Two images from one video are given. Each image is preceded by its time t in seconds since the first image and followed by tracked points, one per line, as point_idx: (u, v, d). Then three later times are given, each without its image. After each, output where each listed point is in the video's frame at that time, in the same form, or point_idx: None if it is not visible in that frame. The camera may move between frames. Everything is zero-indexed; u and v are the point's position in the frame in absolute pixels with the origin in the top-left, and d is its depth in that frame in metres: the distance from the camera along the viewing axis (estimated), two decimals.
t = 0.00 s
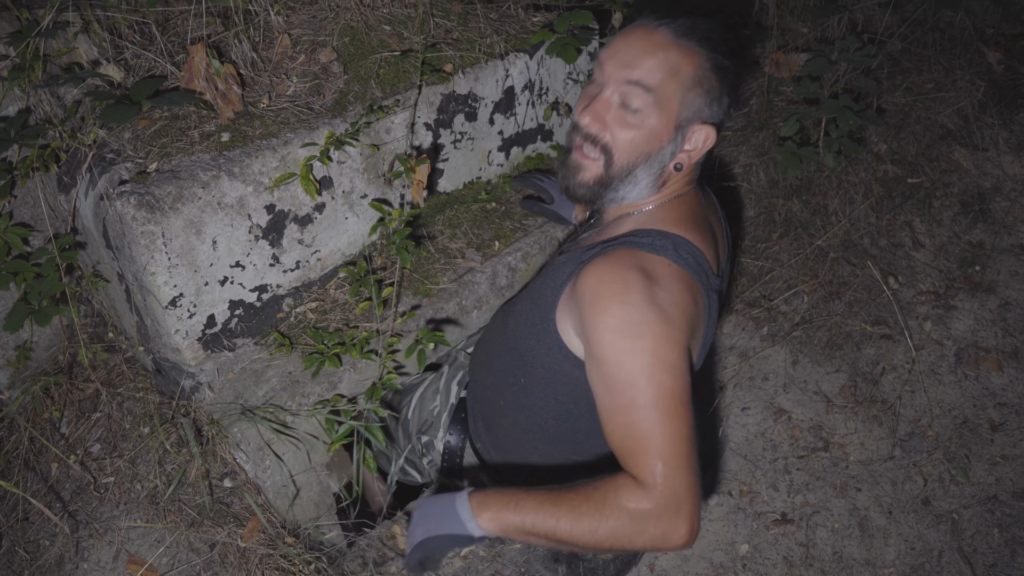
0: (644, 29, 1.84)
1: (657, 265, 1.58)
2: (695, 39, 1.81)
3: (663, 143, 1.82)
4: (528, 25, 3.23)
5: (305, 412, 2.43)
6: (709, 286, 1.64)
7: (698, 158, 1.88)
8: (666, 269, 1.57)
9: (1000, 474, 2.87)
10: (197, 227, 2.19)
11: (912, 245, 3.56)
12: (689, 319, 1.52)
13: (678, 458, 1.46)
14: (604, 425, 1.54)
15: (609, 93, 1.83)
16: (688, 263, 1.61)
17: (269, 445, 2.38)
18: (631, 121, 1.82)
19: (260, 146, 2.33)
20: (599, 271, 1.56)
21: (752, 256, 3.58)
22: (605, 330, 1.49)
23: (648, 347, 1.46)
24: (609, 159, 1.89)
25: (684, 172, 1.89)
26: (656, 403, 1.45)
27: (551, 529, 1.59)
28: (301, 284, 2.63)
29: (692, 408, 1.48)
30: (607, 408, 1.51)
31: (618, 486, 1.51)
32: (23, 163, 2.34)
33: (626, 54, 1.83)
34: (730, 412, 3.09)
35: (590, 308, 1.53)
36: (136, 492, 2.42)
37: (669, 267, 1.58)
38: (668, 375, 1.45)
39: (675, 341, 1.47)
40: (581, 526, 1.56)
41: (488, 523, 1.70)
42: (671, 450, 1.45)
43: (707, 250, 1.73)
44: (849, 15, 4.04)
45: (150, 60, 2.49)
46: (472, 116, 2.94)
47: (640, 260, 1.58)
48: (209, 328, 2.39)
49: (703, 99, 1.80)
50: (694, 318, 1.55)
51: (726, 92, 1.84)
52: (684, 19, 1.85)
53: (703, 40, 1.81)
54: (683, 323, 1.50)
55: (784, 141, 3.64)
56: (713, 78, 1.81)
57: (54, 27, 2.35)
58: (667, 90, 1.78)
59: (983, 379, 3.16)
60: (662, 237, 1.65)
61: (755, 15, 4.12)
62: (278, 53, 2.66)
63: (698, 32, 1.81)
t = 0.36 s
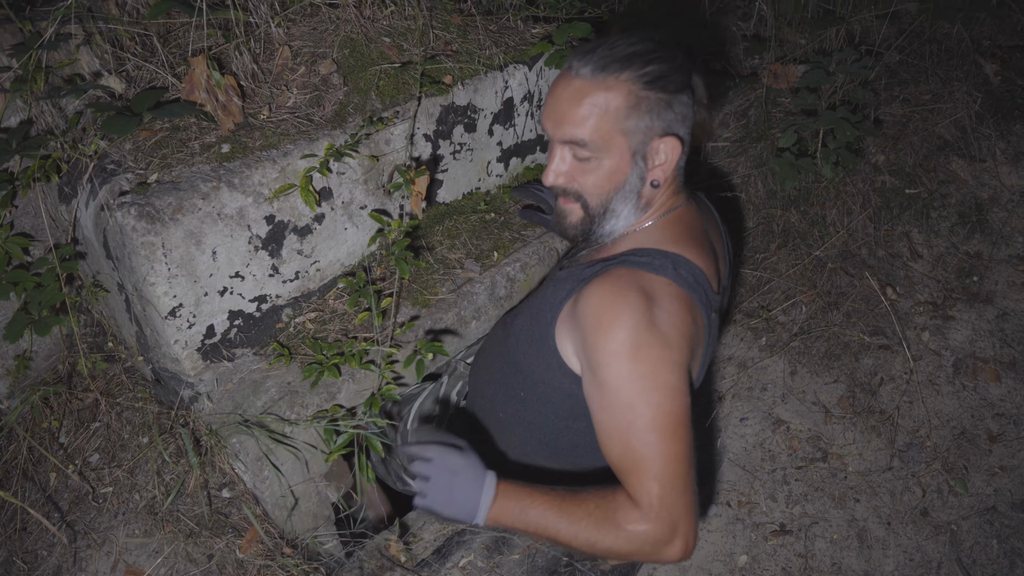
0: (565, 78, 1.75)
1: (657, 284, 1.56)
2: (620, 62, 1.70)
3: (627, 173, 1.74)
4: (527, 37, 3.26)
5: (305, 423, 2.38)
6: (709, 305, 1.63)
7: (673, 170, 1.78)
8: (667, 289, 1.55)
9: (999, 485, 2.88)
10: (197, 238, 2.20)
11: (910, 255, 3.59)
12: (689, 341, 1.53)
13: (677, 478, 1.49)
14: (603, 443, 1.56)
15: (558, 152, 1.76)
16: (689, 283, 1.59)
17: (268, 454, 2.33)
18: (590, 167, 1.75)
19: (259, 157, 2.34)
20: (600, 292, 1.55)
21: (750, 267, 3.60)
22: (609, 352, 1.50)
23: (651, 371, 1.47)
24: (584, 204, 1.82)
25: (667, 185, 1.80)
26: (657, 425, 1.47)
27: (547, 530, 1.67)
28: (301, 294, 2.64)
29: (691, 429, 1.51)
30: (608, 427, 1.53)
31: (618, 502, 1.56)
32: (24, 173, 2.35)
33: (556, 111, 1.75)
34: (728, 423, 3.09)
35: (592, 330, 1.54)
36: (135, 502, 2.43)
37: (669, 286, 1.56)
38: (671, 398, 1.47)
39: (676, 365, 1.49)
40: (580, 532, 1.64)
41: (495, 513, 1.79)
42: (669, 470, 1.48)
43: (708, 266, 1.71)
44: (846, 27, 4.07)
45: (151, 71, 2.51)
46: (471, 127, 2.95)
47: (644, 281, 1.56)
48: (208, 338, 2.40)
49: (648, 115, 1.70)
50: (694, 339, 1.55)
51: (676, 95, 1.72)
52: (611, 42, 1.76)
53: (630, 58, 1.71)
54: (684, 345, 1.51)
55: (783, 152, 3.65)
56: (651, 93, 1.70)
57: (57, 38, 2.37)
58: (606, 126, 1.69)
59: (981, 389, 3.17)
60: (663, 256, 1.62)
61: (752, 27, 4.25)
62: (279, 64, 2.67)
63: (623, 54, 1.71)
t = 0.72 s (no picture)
0: (534, 92, 1.73)
1: (643, 312, 1.53)
2: (580, 78, 1.67)
3: (587, 189, 1.71)
4: (528, 46, 3.28)
5: (307, 431, 2.37)
6: (694, 330, 1.60)
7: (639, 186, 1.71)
8: (651, 318, 1.53)
9: (1001, 493, 2.87)
10: (199, 246, 2.20)
11: (910, 264, 3.60)
12: (661, 373, 1.51)
13: (618, 505, 1.56)
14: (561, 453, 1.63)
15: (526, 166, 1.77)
16: (673, 307, 1.55)
17: (269, 462, 2.33)
18: (553, 183, 1.75)
19: (261, 165, 2.35)
20: (585, 313, 1.53)
21: (751, 275, 3.60)
22: (580, 375, 1.51)
23: (612, 401, 1.49)
24: (555, 215, 1.83)
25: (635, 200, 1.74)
26: (607, 455, 1.52)
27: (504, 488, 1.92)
28: (302, 302, 2.65)
29: (642, 462, 1.55)
30: (566, 444, 1.58)
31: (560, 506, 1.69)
32: (27, 181, 2.36)
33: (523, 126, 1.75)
34: (730, 431, 3.09)
35: (570, 347, 1.54)
36: (135, 510, 2.43)
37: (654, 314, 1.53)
38: (626, 430, 1.50)
39: (641, 397, 1.49)
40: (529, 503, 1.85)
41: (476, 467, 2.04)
42: (611, 500, 1.55)
43: (699, 289, 1.66)
44: (846, 36, 4.09)
45: (153, 80, 2.52)
46: (472, 136, 2.96)
47: (626, 304, 1.53)
48: (210, 346, 2.40)
49: (604, 132, 1.65)
50: (670, 368, 1.53)
51: (637, 110, 1.66)
52: (578, 59, 1.73)
53: (592, 74, 1.67)
54: (655, 377, 1.50)
55: (783, 161, 3.66)
56: (610, 109, 1.64)
57: (60, 47, 2.37)
58: (563, 144, 1.67)
59: (982, 398, 3.17)
60: (648, 278, 1.59)
61: (752, 37, 4.23)
62: (281, 73, 2.68)
63: (584, 71, 1.68)
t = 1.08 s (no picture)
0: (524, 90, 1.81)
1: (603, 321, 1.54)
2: (554, 78, 1.70)
3: (555, 185, 1.76)
4: (528, 51, 3.29)
5: (304, 435, 2.36)
6: (659, 341, 1.60)
7: (606, 186, 1.69)
8: (611, 328, 1.54)
9: (1003, 497, 2.86)
10: (198, 249, 2.19)
11: (910, 267, 3.60)
12: (608, 382, 1.55)
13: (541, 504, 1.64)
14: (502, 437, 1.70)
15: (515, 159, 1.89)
16: (638, 316, 1.56)
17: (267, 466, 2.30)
18: (532, 176, 1.83)
19: (261, 169, 2.34)
20: (548, 314, 1.56)
21: (752, 279, 3.60)
22: (531, 375, 1.55)
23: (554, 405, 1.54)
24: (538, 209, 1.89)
25: (605, 201, 1.73)
26: (537, 453, 1.59)
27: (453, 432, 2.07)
28: (301, 306, 2.64)
29: (571, 467, 1.62)
30: (506, 436, 1.65)
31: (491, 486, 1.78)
32: (26, 185, 2.36)
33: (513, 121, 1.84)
34: (730, 435, 3.08)
35: (527, 343, 1.58)
36: (134, 514, 2.42)
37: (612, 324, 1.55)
38: (561, 434, 1.56)
39: (581, 404, 1.55)
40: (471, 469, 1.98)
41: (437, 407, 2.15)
42: (531, 495, 1.63)
43: (673, 298, 1.63)
44: (846, 40, 4.10)
45: (153, 84, 2.52)
46: (472, 140, 2.96)
47: (587, 311, 1.54)
48: (209, 350, 2.39)
49: (569, 130, 1.66)
50: (620, 378, 1.56)
51: (602, 112, 1.64)
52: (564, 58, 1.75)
53: (566, 74, 1.69)
54: (600, 386, 1.54)
55: (783, 163, 3.66)
56: (573, 108, 1.66)
57: (60, 51, 2.37)
58: (534, 140, 1.73)
59: (983, 401, 3.17)
60: (617, 286, 1.59)
61: (752, 41, 4.23)
62: (281, 77, 2.68)
63: (559, 70, 1.71)
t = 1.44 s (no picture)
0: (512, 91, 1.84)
1: (580, 333, 1.54)
2: (532, 81, 1.72)
3: (533, 190, 1.79)
4: (529, 53, 3.30)
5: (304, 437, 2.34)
6: (641, 352, 1.60)
7: (580, 191, 1.71)
8: (588, 341, 1.54)
9: (1003, 498, 2.87)
10: (200, 250, 2.20)
11: (911, 268, 3.60)
12: (584, 394, 1.57)
13: (512, 509, 1.69)
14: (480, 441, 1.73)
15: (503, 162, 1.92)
16: (619, 330, 1.56)
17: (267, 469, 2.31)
18: (515, 179, 1.86)
19: (263, 170, 2.35)
20: (527, 324, 1.57)
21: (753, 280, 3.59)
22: (508, 382, 1.57)
23: (528, 413, 1.57)
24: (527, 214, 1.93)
25: (582, 206, 1.74)
26: (510, 462, 1.63)
27: (432, 436, 2.13)
28: (303, 306, 2.65)
29: (545, 475, 1.66)
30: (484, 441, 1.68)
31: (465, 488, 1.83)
32: (29, 186, 2.36)
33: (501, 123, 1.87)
34: (731, 436, 3.08)
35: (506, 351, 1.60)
36: (136, 514, 2.42)
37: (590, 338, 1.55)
38: (534, 443, 1.60)
39: (555, 414, 1.58)
40: (449, 470, 2.02)
41: (418, 410, 2.24)
42: (502, 502, 1.68)
43: (658, 309, 1.63)
44: (846, 42, 4.10)
45: (156, 85, 2.52)
46: (473, 141, 2.97)
47: (566, 323, 1.55)
48: (211, 350, 2.39)
49: (542, 134, 1.68)
50: (597, 391, 1.58)
51: (573, 116, 1.64)
52: (546, 60, 1.75)
53: (544, 77, 1.70)
54: (575, 398, 1.57)
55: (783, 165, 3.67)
56: (546, 112, 1.67)
57: (63, 52, 2.38)
58: (512, 144, 1.77)
59: (984, 402, 3.18)
60: (600, 298, 1.59)
61: (752, 42, 4.24)
62: (283, 78, 2.69)
63: (538, 73, 1.72)
